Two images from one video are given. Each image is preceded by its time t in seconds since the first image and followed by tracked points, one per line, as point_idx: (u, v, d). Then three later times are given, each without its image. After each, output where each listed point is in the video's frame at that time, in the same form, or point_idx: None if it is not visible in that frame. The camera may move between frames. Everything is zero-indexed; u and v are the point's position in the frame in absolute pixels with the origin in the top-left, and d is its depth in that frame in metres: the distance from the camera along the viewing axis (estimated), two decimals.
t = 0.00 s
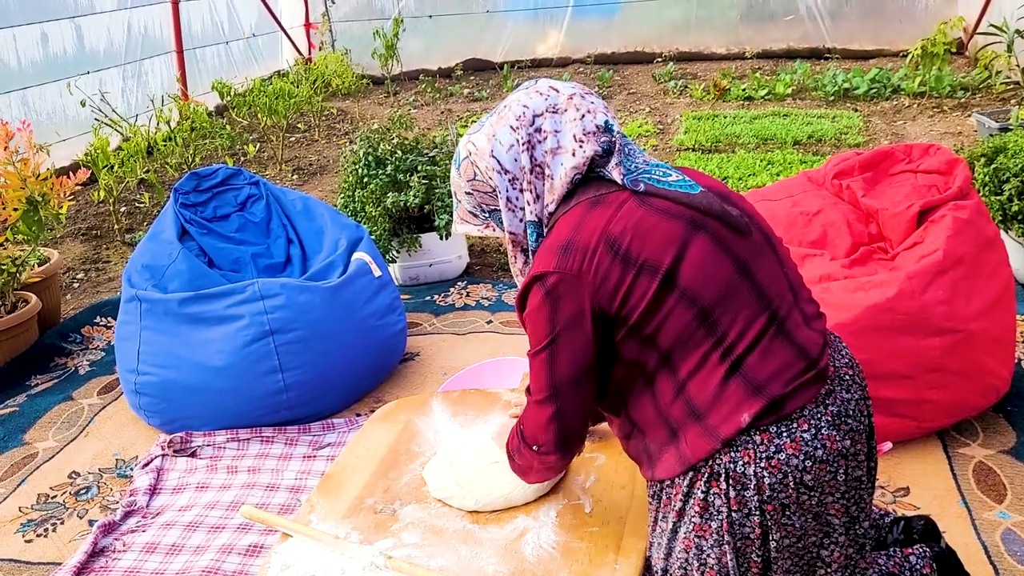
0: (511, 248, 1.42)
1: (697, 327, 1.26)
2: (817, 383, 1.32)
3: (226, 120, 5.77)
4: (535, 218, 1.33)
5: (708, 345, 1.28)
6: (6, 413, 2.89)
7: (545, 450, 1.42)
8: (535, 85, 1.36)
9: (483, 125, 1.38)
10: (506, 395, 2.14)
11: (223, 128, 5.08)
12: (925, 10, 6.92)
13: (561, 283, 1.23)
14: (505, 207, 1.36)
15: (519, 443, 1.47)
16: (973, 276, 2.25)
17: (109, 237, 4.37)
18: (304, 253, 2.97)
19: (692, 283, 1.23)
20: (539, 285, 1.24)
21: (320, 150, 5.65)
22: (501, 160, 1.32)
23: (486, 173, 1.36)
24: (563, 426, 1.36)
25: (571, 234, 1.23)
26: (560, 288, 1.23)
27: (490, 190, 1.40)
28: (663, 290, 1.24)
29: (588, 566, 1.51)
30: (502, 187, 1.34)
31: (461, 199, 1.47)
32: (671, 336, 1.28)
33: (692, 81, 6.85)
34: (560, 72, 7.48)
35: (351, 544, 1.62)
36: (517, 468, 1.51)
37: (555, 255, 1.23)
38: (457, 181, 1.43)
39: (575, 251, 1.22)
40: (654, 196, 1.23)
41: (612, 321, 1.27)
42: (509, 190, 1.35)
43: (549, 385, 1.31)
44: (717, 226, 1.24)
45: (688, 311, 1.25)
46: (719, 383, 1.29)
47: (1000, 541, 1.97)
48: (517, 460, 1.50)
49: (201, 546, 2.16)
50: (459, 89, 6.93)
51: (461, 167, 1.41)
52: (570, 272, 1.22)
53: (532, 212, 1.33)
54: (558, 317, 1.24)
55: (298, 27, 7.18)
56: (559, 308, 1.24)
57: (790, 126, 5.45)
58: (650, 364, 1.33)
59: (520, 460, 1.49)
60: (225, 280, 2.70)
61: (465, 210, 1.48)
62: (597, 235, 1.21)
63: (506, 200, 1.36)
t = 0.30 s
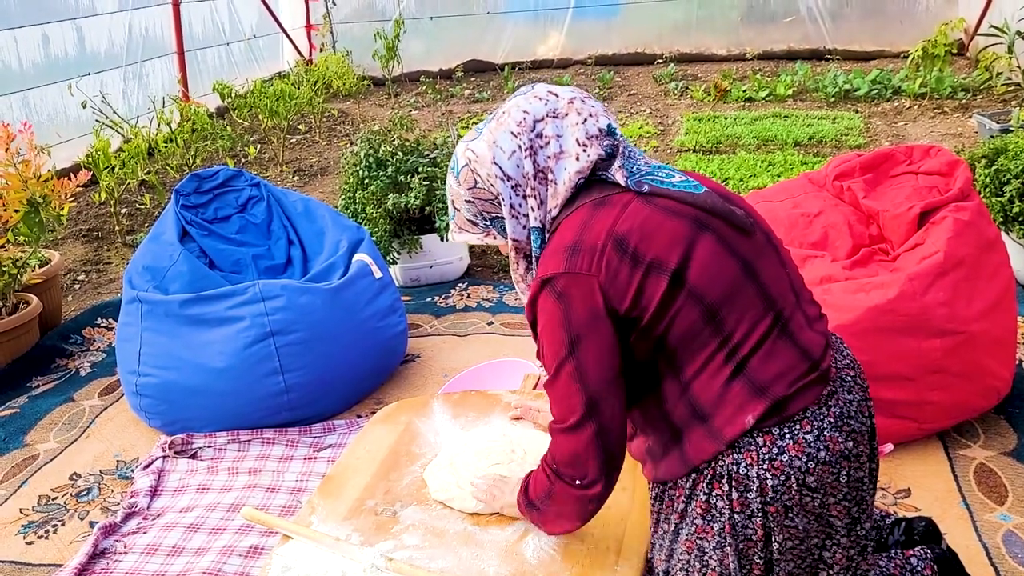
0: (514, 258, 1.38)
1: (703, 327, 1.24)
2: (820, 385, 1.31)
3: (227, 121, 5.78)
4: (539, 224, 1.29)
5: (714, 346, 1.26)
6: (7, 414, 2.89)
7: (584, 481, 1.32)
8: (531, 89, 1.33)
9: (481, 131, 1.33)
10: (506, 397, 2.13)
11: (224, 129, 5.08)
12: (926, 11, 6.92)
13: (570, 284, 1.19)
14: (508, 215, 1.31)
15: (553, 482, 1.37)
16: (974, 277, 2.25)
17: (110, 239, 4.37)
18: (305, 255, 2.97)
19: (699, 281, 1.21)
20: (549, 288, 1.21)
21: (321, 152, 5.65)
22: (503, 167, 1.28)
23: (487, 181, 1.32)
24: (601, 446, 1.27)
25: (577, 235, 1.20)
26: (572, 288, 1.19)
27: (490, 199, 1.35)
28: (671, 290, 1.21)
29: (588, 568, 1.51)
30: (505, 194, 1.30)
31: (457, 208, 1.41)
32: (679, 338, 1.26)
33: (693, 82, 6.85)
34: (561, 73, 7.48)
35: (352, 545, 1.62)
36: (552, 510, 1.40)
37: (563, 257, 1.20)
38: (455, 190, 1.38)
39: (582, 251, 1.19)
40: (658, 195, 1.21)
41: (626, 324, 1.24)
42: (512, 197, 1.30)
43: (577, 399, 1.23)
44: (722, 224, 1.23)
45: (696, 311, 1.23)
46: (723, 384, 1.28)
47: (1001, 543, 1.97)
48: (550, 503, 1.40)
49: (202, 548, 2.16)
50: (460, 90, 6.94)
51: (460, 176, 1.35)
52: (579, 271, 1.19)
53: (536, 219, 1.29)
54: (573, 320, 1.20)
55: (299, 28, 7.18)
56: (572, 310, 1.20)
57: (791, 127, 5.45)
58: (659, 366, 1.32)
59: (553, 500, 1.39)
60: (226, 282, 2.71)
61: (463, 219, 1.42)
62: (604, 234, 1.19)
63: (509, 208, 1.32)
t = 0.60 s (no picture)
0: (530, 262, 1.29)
1: (731, 336, 1.21)
2: (840, 393, 1.29)
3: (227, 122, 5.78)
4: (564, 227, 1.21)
5: (741, 356, 1.22)
6: (7, 415, 2.89)
7: (586, 483, 1.29)
8: (551, 85, 1.26)
9: (501, 124, 1.23)
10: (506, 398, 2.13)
11: (225, 130, 5.08)
12: (926, 12, 6.92)
13: (602, 290, 1.13)
14: (531, 215, 1.23)
15: (552, 479, 1.34)
16: (974, 279, 2.25)
17: (111, 239, 4.37)
18: (306, 256, 2.97)
19: (731, 289, 1.17)
20: (577, 294, 1.14)
21: (322, 153, 5.65)
22: (530, 165, 1.20)
23: (510, 179, 1.22)
24: (611, 451, 1.24)
25: (606, 238, 1.14)
26: (603, 296, 1.13)
27: (509, 198, 1.25)
28: (703, 298, 1.17)
29: (589, 569, 1.51)
30: (530, 194, 1.21)
31: (467, 205, 1.29)
32: (706, 346, 1.22)
33: (693, 83, 6.85)
34: (561, 74, 7.49)
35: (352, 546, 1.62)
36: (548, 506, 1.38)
37: (592, 262, 1.14)
38: (469, 187, 1.26)
39: (614, 256, 1.13)
40: (684, 199, 1.17)
41: (655, 330, 1.19)
42: (537, 197, 1.22)
43: (595, 406, 1.20)
44: (749, 231, 1.19)
45: (726, 320, 1.19)
46: (749, 395, 1.24)
47: (1001, 544, 1.97)
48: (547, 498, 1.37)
49: (202, 549, 2.16)
50: (461, 91, 6.94)
51: (477, 171, 1.24)
52: (612, 278, 1.13)
53: (560, 221, 1.21)
54: (602, 329, 1.14)
55: (300, 29, 7.18)
56: (601, 317, 1.14)
57: (791, 128, 5.45)
58: (682, 375, 1.27)
59: (551, 497, 1.36)
60: (226, 283, 2.72)
61: (473, 217, 1.30)
62: (636, 238, 1.13)
63: (533, 208, 1.22)
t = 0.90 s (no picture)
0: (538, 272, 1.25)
1: (744, 346, 1.19)
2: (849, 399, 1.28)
3: (228, 123, 5.78)
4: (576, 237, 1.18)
5: (754, 365, 1.21)
6: (7, 416, 2.89)
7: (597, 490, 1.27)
8: (561, 88, 1.23)
9: (512, 130, 1.19)
10: (507, 399, 2.13)
11: (226, 131, 5.08)
12: (926, 14, 6.93)
13: (615, 303, 1.11)
14: (543, 226, 1.19)
15: (561, 488, 1.31)
16: (975, 279, 2.25)
17: (111, 240, 4.38)
18: (306, 257, 2.97)
19: (743, 299, 1.16)
20: (588, 307, 1.12)
21: (322, 153, 5.66)
22: (544, 174, 1.17)
23: (523, 189, 1.18)
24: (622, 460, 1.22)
25: (618, 250, 1.12)
26: (616, 309, 1.11)
27: (519, 207, 1.21)
28: (715, 309, 1.15)
29: (589, 570, 1.52)
30: (543, 205, 1.18)
31: (474, 214, 1.24)
32: (717, 357, 1.20)
33: (694, 84, 6.85)
34: (561, 75, 7.49)
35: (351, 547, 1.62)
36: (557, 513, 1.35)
37: (604, 275, 1.11)
38: (477, 194, 1.22)
39: (626, 269, 1.11)
40: (694, 208, 1.15)
41: (668, 341, 1.18)
42: (550, 208, 1.19)
43: (607, 417, 1.17)
44: (760, 239, 1.17)
45: (738, 330, 1.18)
46: (760, 403, 1.23)
47: (1002, 545, 1.97)
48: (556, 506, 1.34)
49: (203, 550, 2.16)
50: (461, 92, 6.94)
51: (487, 179, 1.20)
52: (626, 291, 1.11)
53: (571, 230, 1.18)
54: (614, 341, 1.12)
55: (300, 30, 7.20)
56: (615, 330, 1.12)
57: (792, 129, 5.45)
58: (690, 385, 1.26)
59: (560, 505, 1.33)
60: (227, 284, 2.72)
61: (479, 225, 1.25)
62: (649, 250, 1.11)
63: (545, 219, 1.19)
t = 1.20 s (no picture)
0: (539, 279, 1.24)
1: (750, 349, 1.18)
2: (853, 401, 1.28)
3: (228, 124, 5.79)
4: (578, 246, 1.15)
5: (760, 368, 1.20)
6: (8, 417, 2.90)
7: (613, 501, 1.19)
8: (562, 95, 1.20)
9: (513, 139, 1.16)
10: (507, 399, 2.13)
11: (226, 132, 5.09)
12: (926, 15, 6.93)
13: (624, 308, 1.08)
14: (543, 236, 1.17)
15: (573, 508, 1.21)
16: (975, 279, 2.25)
17: (112, 241, 4.38)
18: (307, 258, 2.98)
19: (749, 301, 1.14)
20: (595, 312, 1.09)
21: (322, 154, 5.66)
22: (544, 185, 1.14)
23: (524, 199, 1.15)
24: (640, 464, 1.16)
25: (624, 255, 1.10)
26: (624, 312, 1.08)
27: (519, 218, 1.18)
28: (722, 312, 1.14)
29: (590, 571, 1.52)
30: (543, 215, 1.15)
31: (474, 223, 1.21)
32: (724, 361, 1.19)
33: (694, 85, 6.86)
34: (562, 76, 7.50)
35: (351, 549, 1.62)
36: (567, 541, 1.23)
37: (612, 280, 1.09)
38: (476, 204, 1.19)
39: (634, 273, 1.09)
40: (698, 211, 1.13)
41: (677, 344, 1.15)
42: (550, 218, 1.16)
43: (624, 419, 1.12)
44: (765, 241, 1.16)
45: (744, 333, 1.16)
46: (766, 405, 1.22)
47: (1002, 546, 1.97)
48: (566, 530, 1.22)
49: (203, 550, 2.16)
50: (461, 93, 6.95)
51: (486, 189, 1.17)
52: (635, 295, 1.08)
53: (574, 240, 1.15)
54: (628, 344, 1.09)
55: (300, 32, 7.23)
56: (626, 335, 1.08)
57: (792, 130, 5.45)
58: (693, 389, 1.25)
59: (571, 528, 1.22)
60: (228, 285, 2.72)
61: (480, 232, 1.22)
62: (655, 255, 1.09)
63: (545, 228, 1.17)
